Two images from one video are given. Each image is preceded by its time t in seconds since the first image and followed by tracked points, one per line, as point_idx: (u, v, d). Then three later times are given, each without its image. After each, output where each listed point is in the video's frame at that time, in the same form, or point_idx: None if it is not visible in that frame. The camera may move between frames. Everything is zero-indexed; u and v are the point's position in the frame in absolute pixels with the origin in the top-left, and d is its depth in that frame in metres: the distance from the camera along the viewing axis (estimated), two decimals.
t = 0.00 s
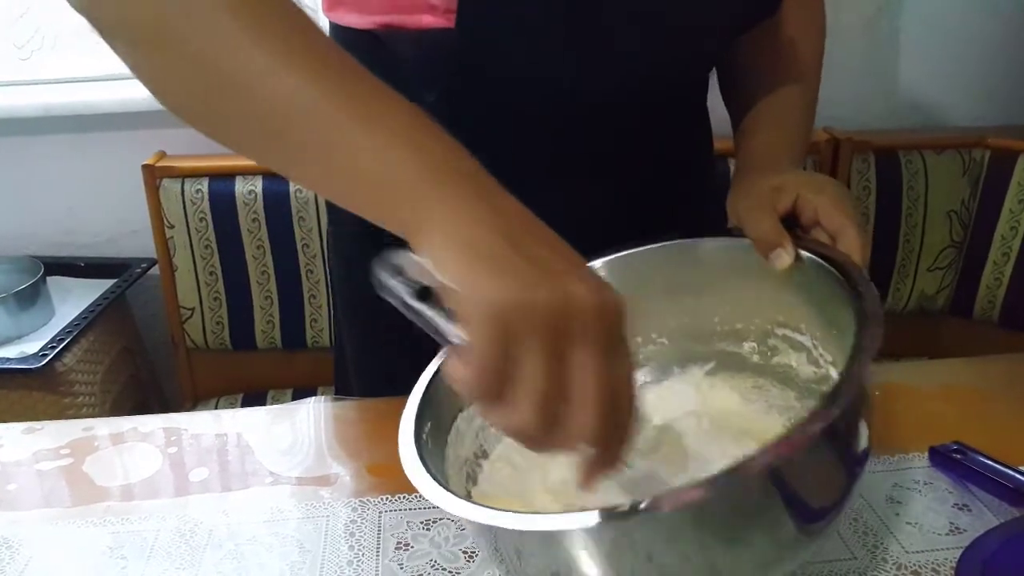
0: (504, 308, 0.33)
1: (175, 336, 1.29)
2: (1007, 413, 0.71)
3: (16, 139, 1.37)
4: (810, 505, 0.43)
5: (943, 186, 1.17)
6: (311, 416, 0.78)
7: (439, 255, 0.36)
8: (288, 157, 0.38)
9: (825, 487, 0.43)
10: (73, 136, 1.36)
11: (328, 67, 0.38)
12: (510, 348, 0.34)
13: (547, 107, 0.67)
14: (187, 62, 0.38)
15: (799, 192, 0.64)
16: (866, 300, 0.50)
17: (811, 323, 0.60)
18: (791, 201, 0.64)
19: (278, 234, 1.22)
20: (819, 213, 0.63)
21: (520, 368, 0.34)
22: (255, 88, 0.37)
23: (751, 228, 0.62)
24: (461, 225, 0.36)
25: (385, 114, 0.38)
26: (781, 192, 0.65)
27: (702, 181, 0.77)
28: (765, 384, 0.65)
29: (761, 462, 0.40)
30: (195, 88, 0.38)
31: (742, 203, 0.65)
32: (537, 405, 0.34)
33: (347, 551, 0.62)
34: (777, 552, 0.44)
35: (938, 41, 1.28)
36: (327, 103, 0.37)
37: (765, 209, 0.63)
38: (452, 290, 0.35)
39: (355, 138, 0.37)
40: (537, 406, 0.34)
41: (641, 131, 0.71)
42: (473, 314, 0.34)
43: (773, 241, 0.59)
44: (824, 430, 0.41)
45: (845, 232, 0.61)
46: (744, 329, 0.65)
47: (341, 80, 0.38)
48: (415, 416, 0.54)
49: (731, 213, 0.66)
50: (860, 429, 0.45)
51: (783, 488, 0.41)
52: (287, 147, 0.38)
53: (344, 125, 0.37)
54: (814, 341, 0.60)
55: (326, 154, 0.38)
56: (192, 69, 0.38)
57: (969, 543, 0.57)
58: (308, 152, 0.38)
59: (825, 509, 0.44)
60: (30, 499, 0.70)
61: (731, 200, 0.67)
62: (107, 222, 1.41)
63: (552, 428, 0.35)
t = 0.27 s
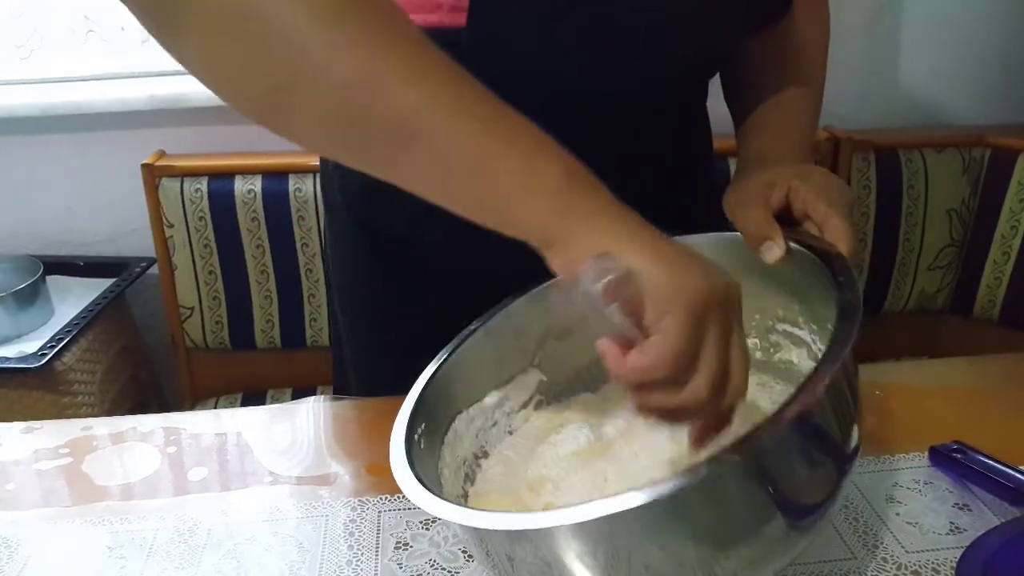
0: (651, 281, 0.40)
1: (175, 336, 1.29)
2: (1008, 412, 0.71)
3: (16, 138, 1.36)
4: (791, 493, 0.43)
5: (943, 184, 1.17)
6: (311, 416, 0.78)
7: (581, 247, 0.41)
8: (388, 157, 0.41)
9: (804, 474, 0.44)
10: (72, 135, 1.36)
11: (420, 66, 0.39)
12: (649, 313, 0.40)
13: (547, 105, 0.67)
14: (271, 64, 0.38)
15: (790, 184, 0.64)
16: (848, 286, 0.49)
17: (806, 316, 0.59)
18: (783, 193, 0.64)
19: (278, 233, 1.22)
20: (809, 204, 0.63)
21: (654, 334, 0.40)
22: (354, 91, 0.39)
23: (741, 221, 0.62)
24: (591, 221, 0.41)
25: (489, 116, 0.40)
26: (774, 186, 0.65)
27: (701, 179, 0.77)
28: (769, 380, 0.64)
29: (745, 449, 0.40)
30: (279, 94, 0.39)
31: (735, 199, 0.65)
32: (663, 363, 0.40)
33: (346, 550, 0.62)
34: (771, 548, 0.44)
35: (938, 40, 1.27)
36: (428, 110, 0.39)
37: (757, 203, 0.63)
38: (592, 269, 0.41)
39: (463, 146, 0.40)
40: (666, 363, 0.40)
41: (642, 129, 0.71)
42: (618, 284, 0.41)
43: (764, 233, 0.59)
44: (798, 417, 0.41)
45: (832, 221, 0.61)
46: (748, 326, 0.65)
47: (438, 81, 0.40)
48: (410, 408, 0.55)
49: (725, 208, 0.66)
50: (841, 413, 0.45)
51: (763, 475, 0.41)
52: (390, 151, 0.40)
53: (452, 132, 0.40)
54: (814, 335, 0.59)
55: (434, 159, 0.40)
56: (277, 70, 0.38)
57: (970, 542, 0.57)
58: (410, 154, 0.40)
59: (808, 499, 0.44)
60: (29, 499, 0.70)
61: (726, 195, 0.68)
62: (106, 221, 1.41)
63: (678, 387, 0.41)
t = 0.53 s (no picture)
0: (576, 203, 0.40)
1: (173, 335, 1.29)
2: (1007, 411, 0.71)
3: (14, 136, 1.36)
4: (789, 491, 0.43)
5: (943, 183, 1.17)
6: (309, 415, 0.78)
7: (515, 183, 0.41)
8: (381, 138, 0.41)
9: (803, 470, 0.43)
10: (70, 133, 1.36)
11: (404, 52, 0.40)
12: (573, 230, 0.41)
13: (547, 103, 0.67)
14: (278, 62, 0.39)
15: (795, 186, 0.64)
16: (849, 290, 0.49)
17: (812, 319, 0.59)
18: (787, 195, 0.64)
19: (277, 232, 1.22)
20: (814, 205, 0.63)
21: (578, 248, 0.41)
22: (355, 75, 0.39)
23: (745, 224, 0.62)
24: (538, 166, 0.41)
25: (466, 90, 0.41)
26: (778, 186, 0.65)
27: (702, 178, 0.77)
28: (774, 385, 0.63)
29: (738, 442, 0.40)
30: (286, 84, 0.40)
31: (740, 201, 0.65)
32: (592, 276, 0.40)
33: (345, 550, 0.62)
34: (772, 549, 0.44)
35: (938, 39, 1.27)
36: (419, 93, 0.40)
37: (761, 206, 0.63)
38: (522, 197, 0.41)
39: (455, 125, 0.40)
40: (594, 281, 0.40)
41: (642, 128, 0.70)
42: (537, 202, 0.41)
43: (767, 237, 0.59)
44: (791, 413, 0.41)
45: (837, 222, 0.60)
46: (753, 328, 0.65)
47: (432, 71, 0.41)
48: (411, 402, 0.55)
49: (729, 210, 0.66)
50: (839, 408, 0.45)
51: (762, 470, 0.41)
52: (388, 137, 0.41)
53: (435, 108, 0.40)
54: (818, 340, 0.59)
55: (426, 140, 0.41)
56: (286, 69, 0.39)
57: (969, 542, 0.56)
58: (397, 128, 0.41)
59: (808, 496, 0.44)
60: (27, 498, 0.70)
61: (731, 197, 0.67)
62: (105, 220, 1.41)
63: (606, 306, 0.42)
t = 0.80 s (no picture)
0: (598, 224, 0.39)
1: (171, 334, 1.29)
2: (1006, 409, 0.71)
3: (12, 135, 1.36)
4: (784, 490, 0.43)
5: (942, 182, 1.17)
6: (307, 414, 0.78)
7: (537, 204, 0.40)
8: (410, 163, 0.40)
9: (797, 470, 0.43)
10: (68, 131, 1.35)
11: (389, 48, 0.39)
12: (601, 254, 0.39)
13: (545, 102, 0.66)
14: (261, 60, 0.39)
15: (789, 180, 0.64)
16: (838, 283, 0.49)
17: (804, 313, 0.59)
18: (780, 188, 0.64)
19: (275, 231, 1.21)
20: (808, 200, 0.63)
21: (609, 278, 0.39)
22: (385, 99, 0.39)
23: (738, 217, 0.62)
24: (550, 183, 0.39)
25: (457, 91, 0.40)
26: (773, 181, 0.65)
27: (701, 176, 0.77)
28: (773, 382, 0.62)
29: (729, 446, 0.40)
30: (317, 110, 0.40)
31: (734, 194, 0.65)
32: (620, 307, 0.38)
33: (342, 550, 0.62)
34: (768, 549, 0.44)
35: (937, 37, 1.27)
36: (401, 93, 0.39)
37: (754, 200, 0.63)
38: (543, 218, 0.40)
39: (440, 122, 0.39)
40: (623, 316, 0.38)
41: (640, 127, 0.70)
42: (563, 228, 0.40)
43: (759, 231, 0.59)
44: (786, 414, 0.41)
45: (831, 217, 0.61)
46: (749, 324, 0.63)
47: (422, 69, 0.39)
48: (405, 406, 0.55)
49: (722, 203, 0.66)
50: (833, 408, 0.45)
51: (756, 471, 0.41)
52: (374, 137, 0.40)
53: (427, 110, 0.39)
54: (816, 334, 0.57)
55: (413, 142, 0.40)
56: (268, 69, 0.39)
57: (968, 542, 0.56)
58: (385, 128, 0.39)
59: (802, 495, 0.44)
60: (25, 497, 0.70)
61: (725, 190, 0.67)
62: (103, 218, 1.40)
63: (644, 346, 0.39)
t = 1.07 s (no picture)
0: (623, 210, 0.44)
1: (170, 333, 1.29)
2: (1006, 409, 0.71)
3: (10, 134, 1.36)
4: (791, 499, 0.43)
5: (941, 181, 1.16)
6: (305, 414, 0.78)
7: (551, 194, 0.45)
8: (423, 154, 0.45)
9: (802, 478, 0.43)
10: (65, 130, 1.35)
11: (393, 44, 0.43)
12: (626, 237, 0.45)
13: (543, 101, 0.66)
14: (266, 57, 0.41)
15: (796, 181, 0.64)
16: (848, 296, 0.48)
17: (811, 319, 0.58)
18: (788, 190, 0.64)
19: (273, 230, 1.21)
20: (816, 204, 0.62)
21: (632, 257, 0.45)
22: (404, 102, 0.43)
23: (744, 218, 0.61)
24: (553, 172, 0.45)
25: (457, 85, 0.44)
26: (780, 183, 0.64)
27: (700, 175, 0.77)
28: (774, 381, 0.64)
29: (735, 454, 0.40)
30: (340, 111, 0.43)
31: (741, 195, 0.65)
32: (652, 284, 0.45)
33: (340, 551, 0.62)
34: (772, 554, 0.44)
35: (937, 36, 1.27)
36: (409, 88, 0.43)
37: (761, 201, 0.63)
38: (568, 209, 0.45)
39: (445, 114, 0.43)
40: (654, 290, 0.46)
41: (639, 125, 0.70)
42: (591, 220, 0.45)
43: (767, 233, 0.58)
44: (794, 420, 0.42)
45: (839, 223, 0.60)
46: (752, 326, 0.65)
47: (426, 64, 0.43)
48: (404, 407, 0.55)
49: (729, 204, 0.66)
50: (840, 417, 0.45)
51: (760, 482, 0.41)
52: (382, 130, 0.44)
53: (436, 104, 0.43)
54: (817, 339, 0.58)
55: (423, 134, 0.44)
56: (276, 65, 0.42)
57: (967, 542, 0.56)
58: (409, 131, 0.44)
59: (808, 502, 0.44)
60: (22, 497, 0.70)
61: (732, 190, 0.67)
62: (101, 217, 1.40)
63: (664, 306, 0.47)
